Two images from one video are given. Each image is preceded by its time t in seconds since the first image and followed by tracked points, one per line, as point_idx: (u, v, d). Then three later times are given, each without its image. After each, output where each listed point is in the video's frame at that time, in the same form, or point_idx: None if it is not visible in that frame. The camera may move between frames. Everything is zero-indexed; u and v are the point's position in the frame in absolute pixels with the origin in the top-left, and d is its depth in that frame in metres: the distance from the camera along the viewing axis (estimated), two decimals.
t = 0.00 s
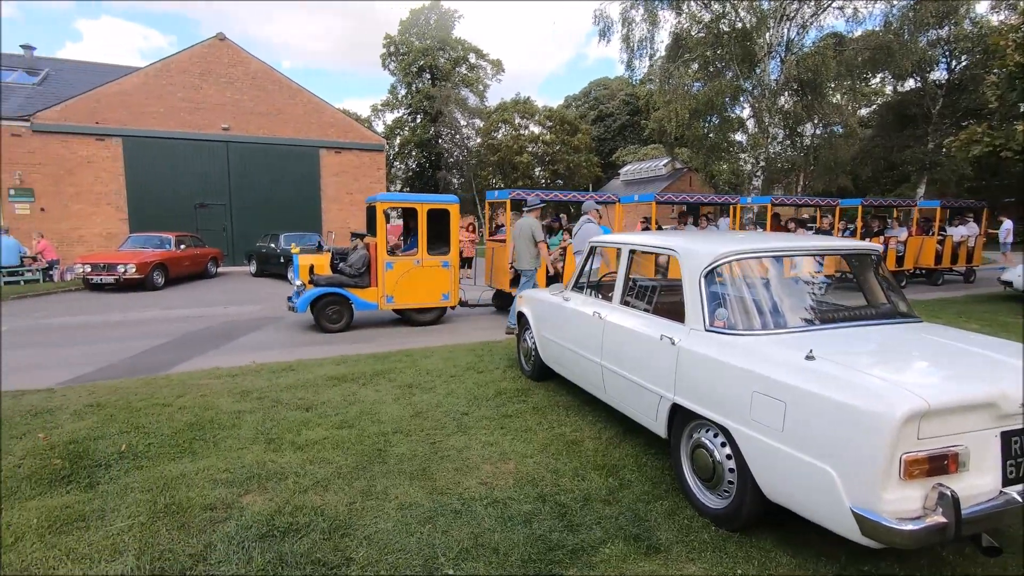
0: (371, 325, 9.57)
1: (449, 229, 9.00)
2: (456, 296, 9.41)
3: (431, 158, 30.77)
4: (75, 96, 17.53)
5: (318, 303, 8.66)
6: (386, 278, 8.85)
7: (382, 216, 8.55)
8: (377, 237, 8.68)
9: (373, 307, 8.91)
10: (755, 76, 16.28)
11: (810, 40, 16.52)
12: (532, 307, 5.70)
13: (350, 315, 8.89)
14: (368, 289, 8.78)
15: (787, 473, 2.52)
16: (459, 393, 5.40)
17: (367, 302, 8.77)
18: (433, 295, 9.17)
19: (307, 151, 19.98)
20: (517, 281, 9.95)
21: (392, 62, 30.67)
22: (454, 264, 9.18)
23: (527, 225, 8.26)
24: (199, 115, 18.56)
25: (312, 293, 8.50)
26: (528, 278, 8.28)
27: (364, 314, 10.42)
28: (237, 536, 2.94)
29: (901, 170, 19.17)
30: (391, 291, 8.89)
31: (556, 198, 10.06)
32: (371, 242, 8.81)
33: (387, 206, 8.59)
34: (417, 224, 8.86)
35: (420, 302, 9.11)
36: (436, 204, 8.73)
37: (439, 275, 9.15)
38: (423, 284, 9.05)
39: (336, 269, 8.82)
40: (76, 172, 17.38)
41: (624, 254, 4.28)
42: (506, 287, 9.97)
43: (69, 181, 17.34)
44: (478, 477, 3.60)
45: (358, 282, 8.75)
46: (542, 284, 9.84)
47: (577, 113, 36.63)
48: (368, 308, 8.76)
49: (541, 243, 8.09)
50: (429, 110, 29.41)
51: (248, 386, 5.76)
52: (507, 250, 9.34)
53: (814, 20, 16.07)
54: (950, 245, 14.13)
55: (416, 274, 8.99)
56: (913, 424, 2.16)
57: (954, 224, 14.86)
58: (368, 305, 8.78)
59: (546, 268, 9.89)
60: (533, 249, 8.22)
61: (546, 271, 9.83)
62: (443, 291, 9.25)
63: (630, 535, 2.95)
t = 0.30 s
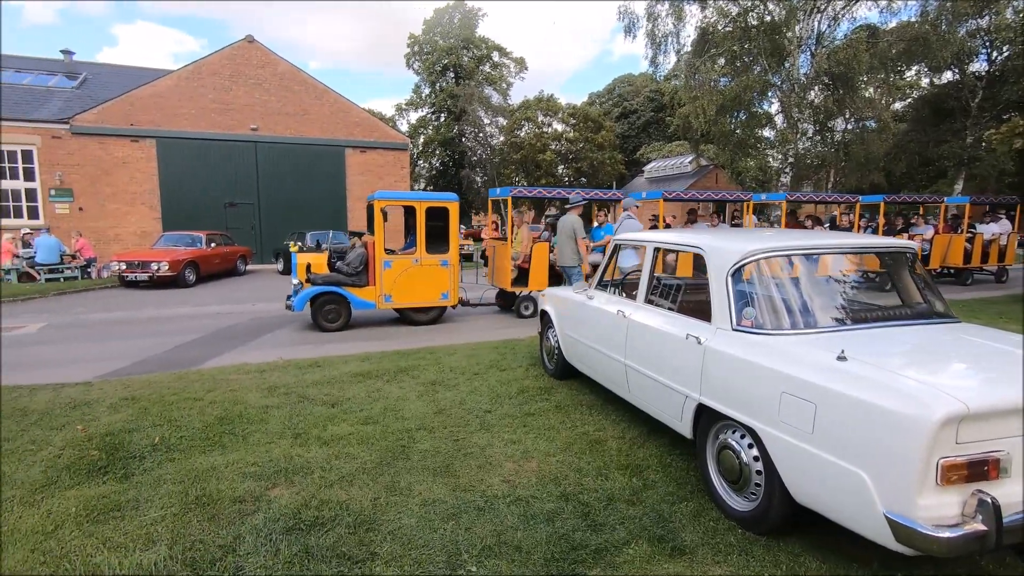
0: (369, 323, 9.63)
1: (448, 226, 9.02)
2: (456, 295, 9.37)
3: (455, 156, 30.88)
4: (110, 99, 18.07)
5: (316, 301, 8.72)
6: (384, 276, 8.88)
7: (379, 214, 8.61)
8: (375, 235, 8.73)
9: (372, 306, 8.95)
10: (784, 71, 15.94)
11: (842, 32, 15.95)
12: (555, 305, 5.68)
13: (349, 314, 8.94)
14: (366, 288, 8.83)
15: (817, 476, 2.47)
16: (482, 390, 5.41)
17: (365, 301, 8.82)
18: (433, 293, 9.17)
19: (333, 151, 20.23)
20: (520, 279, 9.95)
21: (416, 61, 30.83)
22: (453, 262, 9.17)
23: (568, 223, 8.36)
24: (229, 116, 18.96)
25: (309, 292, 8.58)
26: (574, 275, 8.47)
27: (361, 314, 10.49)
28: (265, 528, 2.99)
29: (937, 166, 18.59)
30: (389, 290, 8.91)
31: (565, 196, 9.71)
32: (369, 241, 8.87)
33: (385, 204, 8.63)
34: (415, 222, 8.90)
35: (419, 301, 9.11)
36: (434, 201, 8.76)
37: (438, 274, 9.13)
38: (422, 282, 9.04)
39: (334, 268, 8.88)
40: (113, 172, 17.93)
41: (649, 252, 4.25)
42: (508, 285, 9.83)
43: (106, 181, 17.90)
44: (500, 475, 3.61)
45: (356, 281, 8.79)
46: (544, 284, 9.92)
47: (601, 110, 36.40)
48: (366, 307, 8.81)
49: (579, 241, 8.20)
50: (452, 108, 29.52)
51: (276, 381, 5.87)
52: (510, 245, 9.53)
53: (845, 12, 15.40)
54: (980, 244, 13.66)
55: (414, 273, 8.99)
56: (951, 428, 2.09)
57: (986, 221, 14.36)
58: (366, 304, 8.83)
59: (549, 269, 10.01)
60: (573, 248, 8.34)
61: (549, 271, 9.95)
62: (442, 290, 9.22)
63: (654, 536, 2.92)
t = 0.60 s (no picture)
0: (366, 322, 9.65)
1: (446, 225, 9.01)
2: (454, 295, 9.34)
3: (478, 156, 30.94)
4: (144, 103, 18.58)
5: (312, 302, 8.75)
6: (381, 276, 8.87)
7: (376, 213, 8.63)
8: (371, 235, 8.74)
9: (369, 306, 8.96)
10: (813, 66, 15.58)
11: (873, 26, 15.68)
12: (577, 305, 5.66)
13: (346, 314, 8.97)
14: (362, 288, 8.84)
15: (846, 481, 2.42)
16: (504, 390, 5.42)
17: (362, 301, 8.83)
18: (431, 293, 9.13)
19: (357, 151, 20.45)
20: (520, 279, 9.94)
21: (439, 62, 30.98)
22: (451, 262, 9.13)
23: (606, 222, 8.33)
24: (257, 118, 19.33)
25: (305, 292, 8.63)
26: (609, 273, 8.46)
27: (358, 313, 10.51)
28: (291, 524, 3.04)
29: (974, 162, 17.98)
30: (386, 290, 8.90)
31: (567, 195, 9.62)
32: (366, 241, 8.89)
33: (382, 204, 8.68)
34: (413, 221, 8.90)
35: (416, 301, 9.09)
36: (432, 201, 8.75)
37: (435, 274, 9.10)
38: (418, 282, 9.03)
39: (330, 268, 8.91)
40: (146, 174, 18.44)
41: (673, 252, 4.19)
42: (506, 286, 9.84)
43: (140, 183, 18.41)
44: (523, 475, 3.61)
45: (352, 281, 8.82)
46: (544, 284, 9.93)
47: (624, 108, 36.10)
48: (362, 307, 8.82)
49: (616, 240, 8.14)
50: (475, 108, 29.56)
51: (301, 378, 5.96)
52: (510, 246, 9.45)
53: (877, 6, 15.22)
54: (1010, 243, 13.26)
55: (411, 273, 8.97)
56: (989, 434, 2.02)
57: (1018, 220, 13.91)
58: (363, 304, 8.84)
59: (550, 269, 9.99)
60: (610, 246, 8.29)
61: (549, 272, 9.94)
62: (440, 290, 9.19)
63: (678, 539, 2.89)
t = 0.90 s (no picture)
0: (367, 323, 9.68)
1: (446, 227, 8.99)
2: (455, 298, 9.29)
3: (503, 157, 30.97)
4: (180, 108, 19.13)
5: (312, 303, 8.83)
6: (381, 278, 8.91)
7: (375, 215, 8.68)
8: (371, 236, 8.80)
9: (369, 308, 9.00)
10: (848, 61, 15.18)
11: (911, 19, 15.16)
12: (603, 306, 5.63)
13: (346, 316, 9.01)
14: (362, 289, 8.89)
15: (882, 489, 2.35)
16: (529, 390, 5.41)
17: (361, 302, 8.88)
18: (431, 295, 9.12)
19: (385, 152, 20.68)
20: (522, 281, 9.87)
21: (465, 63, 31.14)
22: (452, 264, 9.10)
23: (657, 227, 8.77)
24: (287, 121, 19.72)
25: (305, 293, 8.72)
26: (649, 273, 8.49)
27: (360, 314, 10.56)
28: (319, 520, 3.09)
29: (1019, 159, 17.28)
30: (386, 291, 8.93)
31: (570, 195, 9.50)
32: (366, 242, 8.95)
33: (383, 205, 8.74)
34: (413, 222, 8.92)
35: (416, 303, 9.08)
36: (433, 202, 8.77)
37: (435, 276, 9.08)
38: (418, 284, 9.03)
39: (331, 269, 9.01)
40: (181, 176, 18.97)
41: (701, 252, 4.13)
42: (507, 287, 9.79)
43: (176, 185, 18.95)
44: (548, 476, 3.60)
45: (352, 282, 8.88)
46: (547, 285, 9.75)
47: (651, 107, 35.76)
48: (362, 308, 8.85)
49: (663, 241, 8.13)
50: (500, 108, 29.56)
51: (329, 377, 6.06)
52: (510, 247, 9.45)
53: None
54: None
55: (411, 274, 8.99)
56: None
57: None
58: (362, 305, 8.88)
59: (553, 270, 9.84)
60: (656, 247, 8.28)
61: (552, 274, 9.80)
62: (440, 292, 9.16)
63: (705, 544, 2.85)
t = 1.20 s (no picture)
0: (370, 325, 9.72)
1: (448, 228, 8.99)
2: (458, 300, 9.31)
3: (531, 158, 30.92)
4: (217, 113, 19.68)
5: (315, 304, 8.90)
6: (383, 279, 8.96)
7: (378, 216, 8.71)
8: (373, 238, 8.84)
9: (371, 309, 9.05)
10: (888, 56, 14.76)
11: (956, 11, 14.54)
12: (632, 308, 5.58)
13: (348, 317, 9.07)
14: (364, 290, 8.94)
15: (922, 498, 2.28)
16: (556, 392, 5.40)
17: (364, 304, 8.93)
18: (433, 296, 9.14)
19: (414, 154, 20.89)
20: (527, 283, 9.81)
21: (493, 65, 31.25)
22: (454, 266, 9.11)
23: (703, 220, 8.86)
24: (320, 125, 20.10)
25: (308, 294, 8.78)
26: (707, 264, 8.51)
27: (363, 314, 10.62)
28: (349, 517, 3.14)
29: None
30: (388, 293, 8.98)
31: (574, 197, 9.50)
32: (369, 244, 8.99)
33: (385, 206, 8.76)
34: (416, 224, 8.95)
35: (418, 304, 9.12)
36: (435, 204, 8.80)
37: (437, 278, 9.11)
38: (420, 286, 9.07)
39: (333, 270, 9.07)
40: (218, 179, 19.50)
41: (734, 253, 4.06)
42: (512, 289, 9.69)
43: (213, 188, 19.48)
44: (576, 478, 3.58)
45: (354, 283, 8.92)
46: (552, 288, 9.67)
47: (680, 106, 35.32)
48: (364, 310, 8.90)
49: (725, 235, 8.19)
50: (529, 110, 29.52)
51: (360, 376, 6.16)
52: (515, 249, 9.34)
53: None
54: None
55: (413, 276, 9.02)
56: None
57: None
58: (364, 306, 8.93)
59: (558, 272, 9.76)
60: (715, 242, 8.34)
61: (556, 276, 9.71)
62: (442, 294, 9.19)
63: (737, 551, 2.80)
